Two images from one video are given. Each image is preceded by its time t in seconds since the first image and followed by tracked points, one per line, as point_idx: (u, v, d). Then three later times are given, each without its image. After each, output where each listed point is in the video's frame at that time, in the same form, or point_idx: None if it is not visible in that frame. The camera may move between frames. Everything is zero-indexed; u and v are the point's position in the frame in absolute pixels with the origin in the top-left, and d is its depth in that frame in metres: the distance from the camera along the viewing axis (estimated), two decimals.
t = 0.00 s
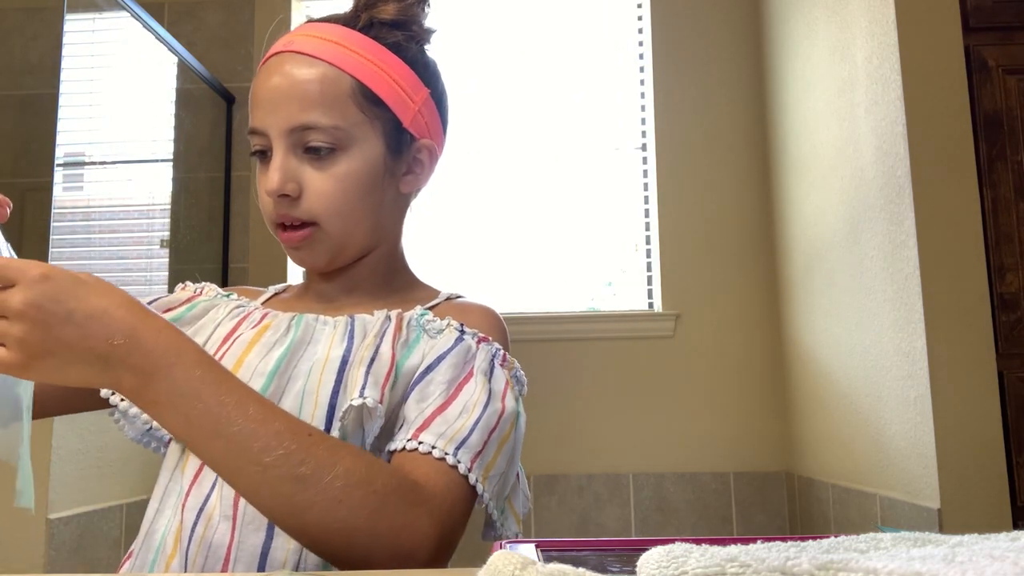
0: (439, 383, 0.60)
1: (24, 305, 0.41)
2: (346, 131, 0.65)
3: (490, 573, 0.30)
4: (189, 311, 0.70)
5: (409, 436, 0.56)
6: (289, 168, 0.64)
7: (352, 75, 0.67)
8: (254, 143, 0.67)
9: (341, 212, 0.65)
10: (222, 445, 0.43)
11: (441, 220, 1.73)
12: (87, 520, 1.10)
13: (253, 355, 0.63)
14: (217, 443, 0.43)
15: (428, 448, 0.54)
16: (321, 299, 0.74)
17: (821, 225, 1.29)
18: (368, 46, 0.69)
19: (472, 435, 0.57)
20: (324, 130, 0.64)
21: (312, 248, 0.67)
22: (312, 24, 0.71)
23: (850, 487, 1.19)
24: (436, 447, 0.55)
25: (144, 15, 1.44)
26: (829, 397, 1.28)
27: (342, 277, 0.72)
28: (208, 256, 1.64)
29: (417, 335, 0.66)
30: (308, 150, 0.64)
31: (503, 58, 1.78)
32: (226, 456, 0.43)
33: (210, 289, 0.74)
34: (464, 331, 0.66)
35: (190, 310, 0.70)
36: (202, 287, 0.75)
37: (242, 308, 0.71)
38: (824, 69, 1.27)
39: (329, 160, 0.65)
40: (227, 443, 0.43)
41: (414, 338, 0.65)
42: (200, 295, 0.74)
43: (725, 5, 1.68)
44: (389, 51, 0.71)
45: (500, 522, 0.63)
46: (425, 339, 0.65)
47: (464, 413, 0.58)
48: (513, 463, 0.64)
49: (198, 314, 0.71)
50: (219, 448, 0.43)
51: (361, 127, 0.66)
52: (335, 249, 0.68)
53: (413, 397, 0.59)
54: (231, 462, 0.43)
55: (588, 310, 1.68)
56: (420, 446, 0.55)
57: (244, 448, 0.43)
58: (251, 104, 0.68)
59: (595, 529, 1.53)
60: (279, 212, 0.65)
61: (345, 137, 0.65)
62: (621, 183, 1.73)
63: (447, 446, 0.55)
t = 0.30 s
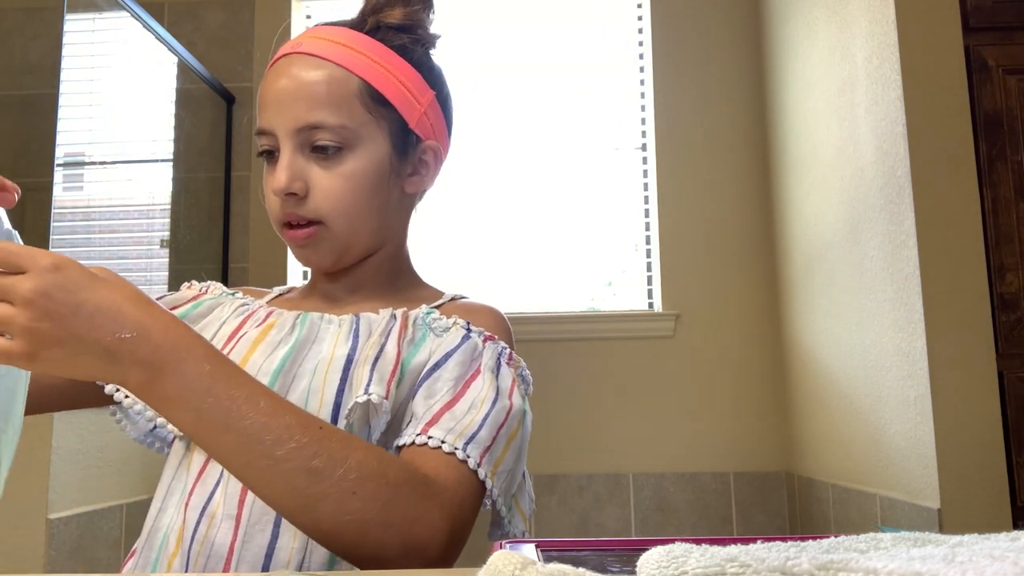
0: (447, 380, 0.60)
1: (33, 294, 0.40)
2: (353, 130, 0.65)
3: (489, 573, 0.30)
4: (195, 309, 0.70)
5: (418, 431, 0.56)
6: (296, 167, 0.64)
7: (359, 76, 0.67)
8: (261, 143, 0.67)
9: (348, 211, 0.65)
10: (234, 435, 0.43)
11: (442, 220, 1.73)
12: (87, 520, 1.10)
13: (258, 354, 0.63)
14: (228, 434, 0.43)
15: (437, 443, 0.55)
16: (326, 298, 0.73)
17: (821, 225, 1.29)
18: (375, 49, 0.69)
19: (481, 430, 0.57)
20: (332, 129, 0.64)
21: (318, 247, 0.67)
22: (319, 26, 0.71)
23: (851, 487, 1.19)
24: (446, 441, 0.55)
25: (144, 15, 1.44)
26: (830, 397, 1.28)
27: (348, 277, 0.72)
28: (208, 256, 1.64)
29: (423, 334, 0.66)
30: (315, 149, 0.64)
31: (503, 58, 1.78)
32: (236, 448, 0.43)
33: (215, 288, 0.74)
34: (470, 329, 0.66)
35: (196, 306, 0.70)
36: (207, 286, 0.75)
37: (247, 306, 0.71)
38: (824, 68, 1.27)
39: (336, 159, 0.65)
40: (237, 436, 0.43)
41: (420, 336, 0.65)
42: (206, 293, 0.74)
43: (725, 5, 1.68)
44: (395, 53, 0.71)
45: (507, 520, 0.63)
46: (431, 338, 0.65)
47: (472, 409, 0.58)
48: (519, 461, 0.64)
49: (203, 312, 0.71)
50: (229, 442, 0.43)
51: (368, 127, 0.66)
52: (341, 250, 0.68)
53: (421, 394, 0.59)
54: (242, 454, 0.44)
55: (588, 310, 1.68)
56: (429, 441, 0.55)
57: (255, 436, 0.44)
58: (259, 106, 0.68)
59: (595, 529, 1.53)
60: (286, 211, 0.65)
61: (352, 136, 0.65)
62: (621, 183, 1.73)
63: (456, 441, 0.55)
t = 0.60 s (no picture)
0: (456, 379, 0.60)
1: (50, 313, 0.37)
2: (355, 126, 0.65)
3: (489, 573, 0.30)
4: (195, 304, 0.70)
5: (431, 433, 0.56)
6: (299, 163, 0.64)
7: (361, 72, 0.67)
8: (263, 140, 0.67)
9: (351, 206, 0.65)
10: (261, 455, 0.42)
11: (442, 220, 1.73)
12: (88, 520, 1.10)
13: (260, 352, 0.63)
14: (255, 458, 0.42)
15: (453, 445, 0.55)
16: (327, 294, 0.73)
17: (821, 225, 1.29)
18: (375, 46, 0.69)
19: (494, 431, 0.57)
20: (335, 125, 0.64)
21: (320, 243, 0.67)
22: (319, 24, 0.71)
23: (851, 487, 1.19)
24: (461, 443, 0.55)
25: (144, 14, 1.46)
26: (830, 397, 1.28)
27: (350, 274, 0.72)
28: (208, 256, 1.64)
29: (428, 332, 0.65)
30: (318, 146, 0.64)
31: (504, 58, 1.78)
32: (263, 468, 0.42)
33: (215, 283, 0.74)
34: (475, 327, 0.66)
35: (197, 301, 0.70)
36: (207, 280, 0.75)
37: (248, 302, 0.71)
38: (824, 68, 1.27)
39: (339, 155, 0.65)
40: (264, 456, 0.42)
41: (426, 334, 0.65)
42: (206, 288, 0.73)
43: (725, 5, 1.68)
44: (395, 51, 0.71)
45: (522, 516, 0.62)
46: (436, 336, 0.65)
47: (483, 409, 0.58)
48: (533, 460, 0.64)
49: (203, 307, 0.70)
50: (250, 459, 0.42)
51: (370, 123, 0.66)
52: (344, 246, 0.68)
53: (431, 395, 0.60)
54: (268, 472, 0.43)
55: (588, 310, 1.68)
56: (444, 443, 0.55)
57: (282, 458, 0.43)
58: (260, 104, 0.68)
59: (595, 529, 1.53)
60: (289, 207, 0.65)
61: (355, 132, 0.65)
62: (621, 183, 1.73)
63: (471, 443, 0.55)
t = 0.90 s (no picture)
0: (471, 399, 0.62)
1: (82, 388, 0.39)
2: (364, 127, 0.65)
3: (490, 573, 0.30)
4: (197, 301, 0.69)
5: (452, 462, 0.58)
6: (309, 164, 0.64)
7: (369, 73, 0.67)
8: (270, 140, 0.67)
9: (361, 208, 0.65)
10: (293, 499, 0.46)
11: (442, 220, 1.73)
12: (87, 520, 1.10)
13: (269, 351, 0.63)
14: (289, 511, 0.46)
15: (473, 477, 0.58)
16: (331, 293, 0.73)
17: (821, 226, 1.29)
18: (383, 46, 0.69)
19: (511, 458, 0.60)
20: (344, 126, 0.64)
21: (330, 243, 0.67)
22: (325, 23, 0.71)
23: (851, 487, 1.19)
24: (481, 474, 0.58)
25: (144, 14, 1.46)
26: (830, 397, 1.28)
27: (356, 273, 0.72)
28: (208, 256, 1.64)
29: (437, 340, 0.66)
30: (328, 147, 0.64)
31: (504, 58, 1.78)
32: (293, 515, 0.47)
33: (216, 280, 0.74)
34: (484, 341, 0.67)
35: (198, 299, 0.69)
36: (207, 277, 0.74)
37: (251, 300, 0.70)
38: (824, 69, 1.27)
39: (349, 157, 0.65)
40: (292, 504, 0.46)
41: (435, 342, 0.65)
42: (206, 285, 0.73)
43: (725, 5, 1.68)
44: (403, 51, 0.71)
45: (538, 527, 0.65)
46: (446, 345, 0.65)
47: (498, 433, 0.60)
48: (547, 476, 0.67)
49: (205, 303, 0.70)
50: (283, 513, 0.46)
51: (379, 124, 0.67)
52: (351, 245, 0.68)
53: (449, 414, 0.61)
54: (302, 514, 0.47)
55: (588, 310, 1.68)
56: (465, 474, 0.58)
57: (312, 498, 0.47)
58: (266, 103, 0.68)
59: (595, 529, 1.53)
60: (297, 207, 0.65)
61: (364, 134, 0.65)
62: (621, 183, 1.73)
63: (490, 474, 0.58)
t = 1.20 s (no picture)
0: (471, 407, 0.61)
1: (94, 397, 0.41)
2: (366, 131, 0.65)
3: (490, 574, 0.30)
4: (196, 300, 0.69)
5: (453, 471, 0.58)
6: (310, 166, 0.64)
7: (372, 76, 0.67)
8: (271, 141, 0.67)
9: (362, 211, 0.66)
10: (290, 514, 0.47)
11: (442, 220, 1.73)
12: (87, 520, 1.10)
13: (269, 352, 0.62)
14: (289, 522, 0.47)
15: (474, 487, 0.58)
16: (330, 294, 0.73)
17: (821, 225, 1.29)
18: (386, 49, 0.69)
19: (512, 467, 0.60)
20: (346, 129, 0.64)
21: (330, 245, 0.67)
22: (326, 24, 0.71)
23: (851, 487, 1.19)
24: (482, 484, 0.58)
25: (144, 14, 1.46)
26: (830, 397, 1.28)
27: (356, 275, 0.72)
28: (208, 256, 1.64)
29: (436, 345, 0.66)
30: (330, 150, 0.65)
31: (503, 58, 1.78)
32: (294, 526, 0.47)
33: (215, 280, 0.74)
34: (482, 347, 0.67)
35: (199, 299, 0.69)
36: (206, 277, 0.74)
37: (251, 301, 0.70)
38: (824, 69, 1.27)
39: (351, 160, 0.65)
40: (293, 515, 0.47)
41: (435, 347, 0.65)
42: (205, 285, 0.73)
43: (726, 5, 1.68)
44: (407, 54, 0.71)
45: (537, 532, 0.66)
46: (445, 350, 0.65)
47: (498, 442, 0.60)
48: (546, 483, 0.67)
49: (205, 303, 0.69)
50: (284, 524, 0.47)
51: (380, 127, 0.67)
52: (352, 247, 0.68)
53: (449, 423, 0.60)
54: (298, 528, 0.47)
55: (588, 310, 1.68)
56: (466, 484, 0.58)
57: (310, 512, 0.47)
58: (268, 103, 0.68)
59: (595, 529, 1.53)
60: (299, 209, 0.65)
61: (366, 137, 0.65)
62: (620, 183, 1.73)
63: (491, 483, 0.58)
